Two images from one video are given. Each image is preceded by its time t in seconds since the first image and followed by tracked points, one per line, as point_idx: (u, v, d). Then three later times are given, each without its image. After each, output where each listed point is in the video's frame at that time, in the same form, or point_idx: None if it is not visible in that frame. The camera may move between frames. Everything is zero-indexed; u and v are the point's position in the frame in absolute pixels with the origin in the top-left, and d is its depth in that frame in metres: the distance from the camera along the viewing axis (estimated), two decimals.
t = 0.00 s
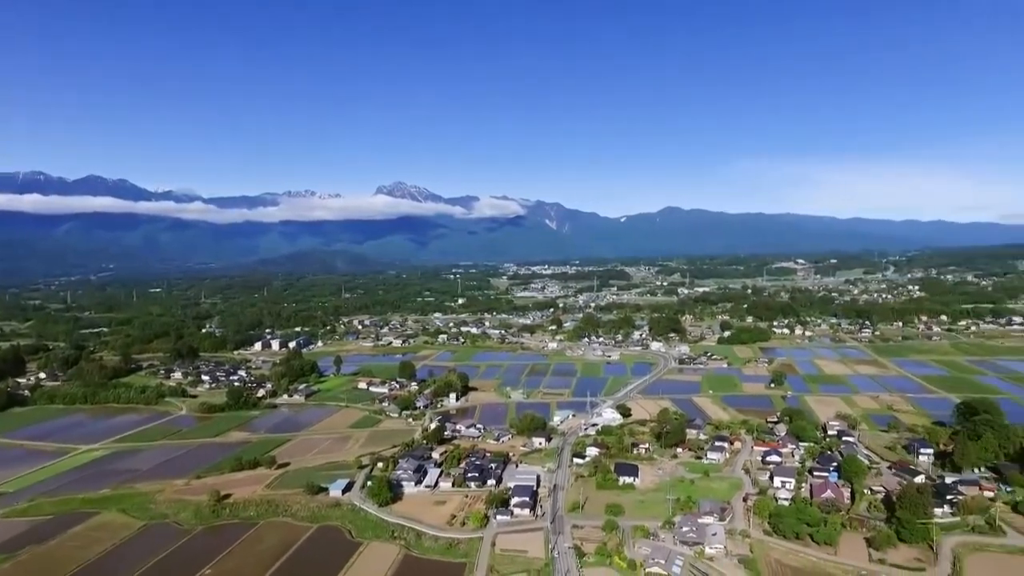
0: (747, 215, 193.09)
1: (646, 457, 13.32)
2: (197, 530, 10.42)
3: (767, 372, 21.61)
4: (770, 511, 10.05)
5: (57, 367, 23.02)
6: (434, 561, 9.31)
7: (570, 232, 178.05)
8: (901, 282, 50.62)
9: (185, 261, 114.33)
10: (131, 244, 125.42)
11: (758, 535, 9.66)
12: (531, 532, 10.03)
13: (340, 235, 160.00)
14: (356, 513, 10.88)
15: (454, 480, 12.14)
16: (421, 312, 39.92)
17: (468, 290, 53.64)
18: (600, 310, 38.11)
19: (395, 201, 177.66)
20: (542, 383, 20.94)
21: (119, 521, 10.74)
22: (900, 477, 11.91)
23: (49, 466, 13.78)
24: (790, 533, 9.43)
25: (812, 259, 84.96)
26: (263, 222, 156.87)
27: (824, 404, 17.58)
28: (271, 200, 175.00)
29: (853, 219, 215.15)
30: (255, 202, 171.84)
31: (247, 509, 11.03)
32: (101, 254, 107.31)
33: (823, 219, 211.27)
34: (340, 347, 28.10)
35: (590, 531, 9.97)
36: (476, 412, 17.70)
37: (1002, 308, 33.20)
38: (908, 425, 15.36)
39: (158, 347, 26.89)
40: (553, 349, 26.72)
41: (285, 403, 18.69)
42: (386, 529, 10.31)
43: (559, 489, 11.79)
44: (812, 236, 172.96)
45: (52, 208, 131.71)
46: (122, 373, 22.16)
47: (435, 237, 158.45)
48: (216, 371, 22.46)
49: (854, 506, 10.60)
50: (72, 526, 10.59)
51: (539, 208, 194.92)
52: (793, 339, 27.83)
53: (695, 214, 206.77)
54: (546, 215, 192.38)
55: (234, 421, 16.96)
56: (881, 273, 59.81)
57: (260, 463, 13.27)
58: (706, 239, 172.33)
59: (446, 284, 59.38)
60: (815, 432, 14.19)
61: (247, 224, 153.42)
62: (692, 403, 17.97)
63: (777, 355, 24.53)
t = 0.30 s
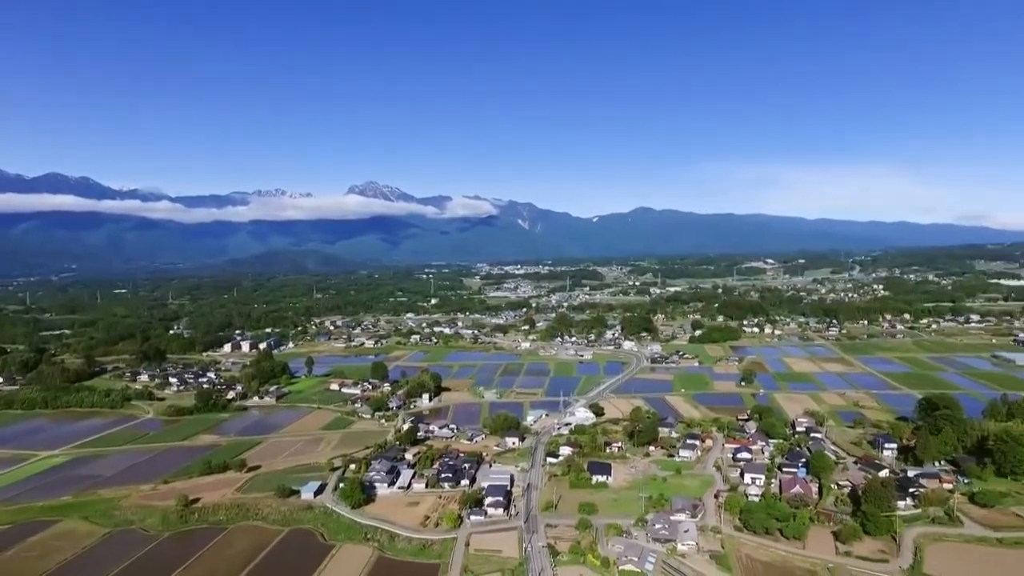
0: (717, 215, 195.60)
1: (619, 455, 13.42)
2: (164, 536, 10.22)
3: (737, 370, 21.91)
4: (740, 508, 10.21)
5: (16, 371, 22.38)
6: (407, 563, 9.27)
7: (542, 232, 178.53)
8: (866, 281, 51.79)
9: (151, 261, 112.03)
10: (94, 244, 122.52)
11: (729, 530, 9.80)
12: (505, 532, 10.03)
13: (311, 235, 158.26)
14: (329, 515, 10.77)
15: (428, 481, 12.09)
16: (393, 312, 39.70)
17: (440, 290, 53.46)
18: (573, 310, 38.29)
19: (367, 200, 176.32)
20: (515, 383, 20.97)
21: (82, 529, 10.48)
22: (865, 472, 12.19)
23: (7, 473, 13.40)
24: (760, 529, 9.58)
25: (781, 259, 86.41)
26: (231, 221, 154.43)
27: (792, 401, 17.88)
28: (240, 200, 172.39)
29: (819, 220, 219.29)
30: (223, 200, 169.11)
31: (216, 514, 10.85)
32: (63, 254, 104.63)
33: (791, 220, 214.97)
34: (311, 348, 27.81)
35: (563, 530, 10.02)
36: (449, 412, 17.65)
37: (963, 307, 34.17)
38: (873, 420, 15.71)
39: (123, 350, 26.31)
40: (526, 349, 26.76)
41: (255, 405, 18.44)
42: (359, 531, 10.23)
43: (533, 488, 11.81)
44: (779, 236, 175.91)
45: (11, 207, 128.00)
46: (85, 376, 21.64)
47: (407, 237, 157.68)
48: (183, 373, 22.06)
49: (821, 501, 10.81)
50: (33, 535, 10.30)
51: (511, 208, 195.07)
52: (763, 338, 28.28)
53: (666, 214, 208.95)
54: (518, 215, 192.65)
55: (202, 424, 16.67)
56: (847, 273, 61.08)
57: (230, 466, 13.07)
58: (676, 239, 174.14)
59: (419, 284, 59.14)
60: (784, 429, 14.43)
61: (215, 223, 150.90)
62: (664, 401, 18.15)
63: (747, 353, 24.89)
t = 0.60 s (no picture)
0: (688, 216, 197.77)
1: (592, 454, 13.51)
2: (130, 542, 10.01)
3: (708, 368, 22.21)
4: (712, 504, 10.33)
5: None
6: (381, 565, 9.20)
7: (515, 232, 178.64)
8: (833, 280, 52.81)
9: (115, 262, 109.46)
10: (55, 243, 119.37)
11: (701, 527, 9.92)
12: (479, 532, 10.02)
13: (280, 234, 156.15)
14: (300, 518, 10.64)
15: (401, 482, 12.03)
16: (365, 312, 39.38)
17: (413, 290, 53.20)
18: (546, 309, 38.42)
19: (338, 200, 174.68)
20: (488, 383, 20.96)
21: (44, 538, 10.22)
22: (832, 467, 12.44)
23: None
24: (732, 524, 9.72)
25: (750, 258, 87.69)
26: (199, 220, 151.78)
27: (762, 398, 18.17)
28: (208, 199, 169.52)
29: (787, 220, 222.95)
30: (191, 200, 166.12)
31: (185, 519, 10.66)
32: (23, 254, 101.75)
33: (759, 220, 218.29)
34: (282, 349, 27.48)
35: (537, 529, 10.05)
36: (422, 413, 17.57)
37: (925, 305, 35.04)
38: (839, 416, 16.03)
39: (87, 352, 25.70)
40: (499, 348, 26.77)
41: (224, 407, 18.16)
42: (331, 533, 10.13)
43: (507, 488, 11.83)
44: (749, 237, 178.43)
45: None
46: (46, 380, 21.07)
47: (379, 236, 156.63)
48: (150, 375, 21.62)
49: (790, 496, 10.99)
50: None
51: (484, 208, 194.85)
52: (733, 336, 28.67)
53: (638, 214, 210.71)
54: (491, 215, 192.53)
55: (170, 427, 16.37)
56: (815, 272, 62.20)
57: (199, 470, 12.85)
58: (648, 239, 175.64)
59: (391, 284, 58.78)
60: (754, 426, 14.65)
61: (182, 223, 148.14)
62: (637, 400, 18.31)
63: (718, 351, 25.23)
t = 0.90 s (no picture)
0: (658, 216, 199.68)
1: (565, 453, 13.58)
2: (94, 551, 9.78)
3: (680, 367, 22.46)
4: (684, 501, 10.46)
5: None
6: (354, 567, 9.13)
7: (487, 232, 178.60)
8: (800, 279, 53.75)
9: (77, 262, 106.78)
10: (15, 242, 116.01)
11: (673, 524, 10.03)
12: (453, 532, 10.00)
13: (249, 234, 153.79)
14: (272, 522, 10.50)
15: (374, 484, 11.95)
16: (337, 313, 39.01)
17: (385, 291, 52.85)
18: (519, 309, 38.46)
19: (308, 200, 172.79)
20: (461, 383, 20.93)
21: (3, 547, 9.93)
22: (800, 463, 12.67)
23: None
24: (703, 521, 9.86)
25: (720, 258, 88.88)
26: (166, 219, 148.84)
27: (733, 396, 18.44)
28: (175, 198, 166.34)
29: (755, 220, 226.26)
30: (156, 199, 162.82)
31: (151, 525, 10.45)
32: None
33: (728, 220, 221.23)
34: (252, 350, 27.10)
35: (511, 528, 10.06)
36: (395, 414, 17.47)
37: (889, 303, 35.91)
38: (807, 413, 16.34)
39: (49, 355, 25.02)
40: (472, 348, 26.73)
41: (192, 410, 17.83)
42: (303, 537, 10.02)
43: (480, 488, 11.81)
44: (718, 236, 180.72)
45: None
46: (5, 385, 20.46)
47: (351, 236, 155.33)
48: (115, 378, 21.14)
49: (760, 492, 11.17)
50: None
51: (456, 207, 194.30)
52: (704, 335, 29.03)
53: (610, 215, 212.17)
54: (463, 215, 192.08)
55: (136, 431, 16.02)
56: (783, 272, 63.25)
57: (166, 474, 12.60)
58: (619, 239, 176.87)
59: (362, 285, 58.34)
60: (725, 424, 14.86)
61: (147, 223, 145.11)
62: (609, 399, 18.43)
63: (689, 350, 25.55)
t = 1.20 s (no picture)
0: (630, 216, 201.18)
1: (540, 452, 13.61)
2: (57, 560, 9.54)
3: (652, 366, 22.67)
4: (657, 499, 10.55)
5: None
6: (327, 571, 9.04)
7: (461, 232, 178.17)
8: (770, 279, 54.58)
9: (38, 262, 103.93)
10: None
11: (646, 521, 10.12)
12: (427, 533, 9.97)
13: (218, 233, 151.24)
14: (242, 527, 10.35)
15: (347, 486, 11.85)
16: (309, 313, 38.57)
17: (357, 291, 52.39)
18: (492, 309, 38.44)
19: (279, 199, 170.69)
20: (435, 383, 20.86)
21: None
22: (771, 459, 12.87)
23: None
24: (676, 518, 9.96)
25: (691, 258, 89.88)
26: (132, 218, 145.74)
27: (705, 395, 18.67)
28: (141, 197, 162.99)
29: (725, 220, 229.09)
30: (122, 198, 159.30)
31: (117, 532, 10.23)
32: None
33: (699, 220, 223.69)
34: (222, 352, 26.68)
35: (486, 529, 10.06)
36: (368, 415, 17.34)
37: (855, 302, 36.66)
38: (777, 410, 16.62)
39: (9, 358, 24.34)
40: (446, 349, 26.64)
41: (160, 414, 17.49)
42: (275, 540, 9.90)
43: (455, 488, 11.79)
44: (689, 236, 182.64)
45: None
46: None
47: (323, 236, 153.82)
48: (79, 382, 20.64)
49: (731, 488, 11.33)
50: None
51: (429, 207, 193.50)
52: (676, 334, 29.32)
53: (583, 215, 213.23)
54: (436, 215, 191.35)
55: (101, 436, 15.67)
56: (753, 271, 64.16)
57: (132, 480, 12.34)
58: (591, 240, 177.77)
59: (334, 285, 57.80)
60: (697, 421, 15.03)
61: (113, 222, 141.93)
62: (583, 398, 18.52)
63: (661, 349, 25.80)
